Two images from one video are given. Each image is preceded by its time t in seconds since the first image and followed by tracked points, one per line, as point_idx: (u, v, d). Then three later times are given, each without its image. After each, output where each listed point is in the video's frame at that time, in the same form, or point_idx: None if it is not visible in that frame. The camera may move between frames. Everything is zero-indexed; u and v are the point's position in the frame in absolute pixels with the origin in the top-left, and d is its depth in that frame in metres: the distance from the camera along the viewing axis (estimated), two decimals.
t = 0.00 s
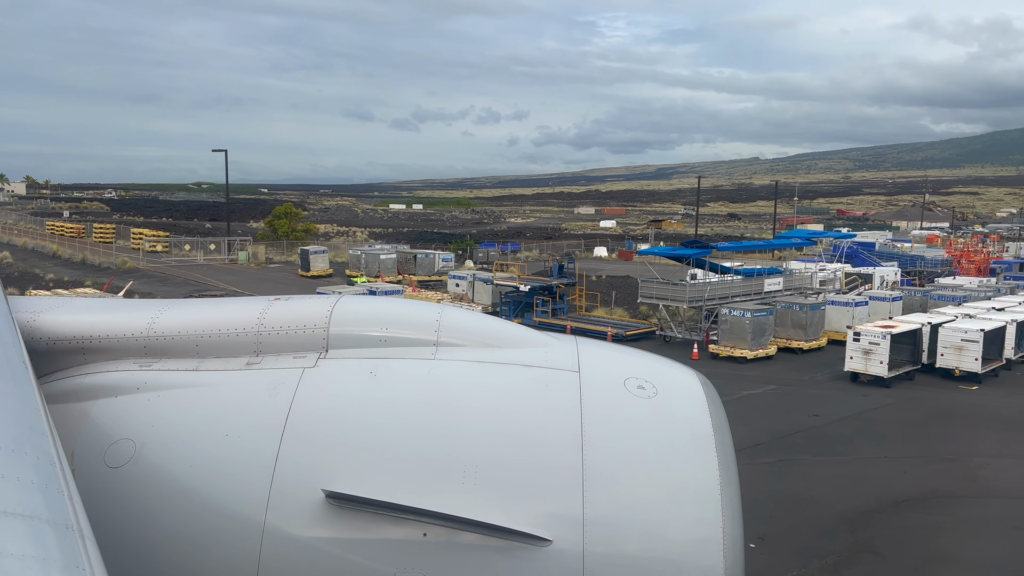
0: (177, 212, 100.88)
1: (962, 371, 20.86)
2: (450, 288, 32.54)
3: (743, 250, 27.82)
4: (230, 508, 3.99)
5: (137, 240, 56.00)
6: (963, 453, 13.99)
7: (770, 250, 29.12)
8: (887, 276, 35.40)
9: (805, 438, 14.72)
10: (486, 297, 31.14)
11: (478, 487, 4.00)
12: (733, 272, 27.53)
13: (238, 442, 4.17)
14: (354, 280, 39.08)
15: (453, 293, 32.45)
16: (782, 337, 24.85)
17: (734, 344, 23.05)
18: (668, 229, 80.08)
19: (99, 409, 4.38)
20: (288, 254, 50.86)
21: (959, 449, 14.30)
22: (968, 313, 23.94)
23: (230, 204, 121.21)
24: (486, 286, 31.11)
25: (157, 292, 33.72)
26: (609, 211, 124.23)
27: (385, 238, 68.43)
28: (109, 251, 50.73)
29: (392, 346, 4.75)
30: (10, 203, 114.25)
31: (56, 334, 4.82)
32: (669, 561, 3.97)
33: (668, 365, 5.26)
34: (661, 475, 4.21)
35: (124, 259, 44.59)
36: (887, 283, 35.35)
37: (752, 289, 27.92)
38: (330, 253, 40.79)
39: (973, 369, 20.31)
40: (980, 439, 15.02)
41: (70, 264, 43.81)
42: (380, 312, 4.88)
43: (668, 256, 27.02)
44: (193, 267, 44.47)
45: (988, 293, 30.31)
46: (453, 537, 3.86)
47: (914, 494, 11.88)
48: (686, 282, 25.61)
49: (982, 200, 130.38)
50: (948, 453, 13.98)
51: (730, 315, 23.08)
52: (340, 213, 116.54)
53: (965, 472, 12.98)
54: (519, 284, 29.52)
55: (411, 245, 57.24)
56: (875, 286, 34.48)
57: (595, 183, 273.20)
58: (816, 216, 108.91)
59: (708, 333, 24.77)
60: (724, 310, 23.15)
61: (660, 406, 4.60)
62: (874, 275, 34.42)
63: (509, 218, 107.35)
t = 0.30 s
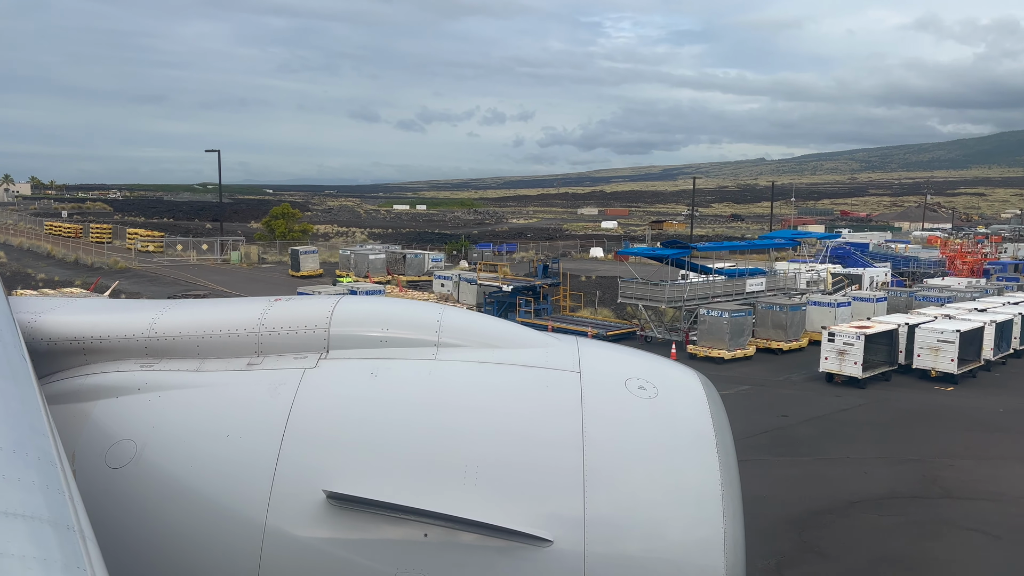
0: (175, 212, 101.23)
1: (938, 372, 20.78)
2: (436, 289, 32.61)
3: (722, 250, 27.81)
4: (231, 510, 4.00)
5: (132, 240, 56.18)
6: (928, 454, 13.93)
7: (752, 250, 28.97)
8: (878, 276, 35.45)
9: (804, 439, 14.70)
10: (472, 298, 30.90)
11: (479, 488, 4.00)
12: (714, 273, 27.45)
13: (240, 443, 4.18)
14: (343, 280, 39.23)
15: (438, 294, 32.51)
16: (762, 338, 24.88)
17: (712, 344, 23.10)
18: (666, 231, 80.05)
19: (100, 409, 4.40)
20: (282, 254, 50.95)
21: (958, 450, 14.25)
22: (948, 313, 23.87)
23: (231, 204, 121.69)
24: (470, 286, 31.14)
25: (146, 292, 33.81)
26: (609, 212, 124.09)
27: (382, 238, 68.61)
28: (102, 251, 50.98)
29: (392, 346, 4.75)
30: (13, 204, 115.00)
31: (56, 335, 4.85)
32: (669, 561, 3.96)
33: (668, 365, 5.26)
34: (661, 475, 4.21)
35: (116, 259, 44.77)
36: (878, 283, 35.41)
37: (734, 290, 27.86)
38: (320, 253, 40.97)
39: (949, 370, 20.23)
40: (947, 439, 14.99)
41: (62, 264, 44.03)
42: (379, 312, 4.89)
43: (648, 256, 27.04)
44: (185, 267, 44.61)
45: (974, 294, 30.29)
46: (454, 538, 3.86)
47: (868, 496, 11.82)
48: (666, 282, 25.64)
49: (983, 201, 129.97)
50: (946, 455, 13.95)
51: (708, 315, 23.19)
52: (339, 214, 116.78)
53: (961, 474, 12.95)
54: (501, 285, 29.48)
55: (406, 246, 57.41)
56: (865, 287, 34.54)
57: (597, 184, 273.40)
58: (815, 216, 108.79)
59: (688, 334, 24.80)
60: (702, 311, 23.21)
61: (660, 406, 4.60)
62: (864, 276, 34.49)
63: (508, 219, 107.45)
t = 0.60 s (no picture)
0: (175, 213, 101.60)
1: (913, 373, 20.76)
2: (420, 289, 32.63)
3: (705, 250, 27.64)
4: (233, 510, 4.01)
5: (126, 241, 56.43)
6: (886, 454, 13.93)
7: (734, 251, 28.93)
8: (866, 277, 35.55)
9: (802, 440, 14.68)
10: (456, 299, 30.31)
11: (479, 488, 4.00)
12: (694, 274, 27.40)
13: (242, 443, 4.18)
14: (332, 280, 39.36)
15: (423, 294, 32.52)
16: (741, 339, 24.88)
17: (689, 344, 23.14)
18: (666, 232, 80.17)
19: (101, 410, 4.42)
20: (274, 254, 51.04)
21: (955, 452, 14.23)
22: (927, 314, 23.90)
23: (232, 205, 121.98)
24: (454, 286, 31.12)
25: (134, 292, 33.97)
26: (611, 213, 124.07)
27: (378, 239, 68.79)
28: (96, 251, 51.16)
29: (393, 346, 4.76)
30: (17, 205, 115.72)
31: (58, 336, 4.86)
32: (669, 562, 3.95)
33: (669, 366, 5.26)
34: (661, 476, 4.21)
35: (108, 259, 44.93)
36: (866, 283, 35.47)
37: (715, 291, 27.86)
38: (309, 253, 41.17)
39: (924, 371, 20.27)
40: (911, 439, 15.04)
41: (54, 264, 44.20)
42: (379, 314, 4.90)
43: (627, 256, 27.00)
44: (176, 267, 44.78)
45: (958, 295, 30.25)
46: (454, 538, 3.87)
47: (823, 496, 11.83)
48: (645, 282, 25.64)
49: (985, 202, 129.51)
50: (942, 456, 13.93)
51: (685, 315, 23.23)
52: (341, 215, 116.99)
53: (954, 476, 12.93)
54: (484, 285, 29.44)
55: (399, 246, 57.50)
56: (853, 288, 34.53)
57: (600, 185, 273.29)
58: (815, 218, 108.61)
59: (666, 334, 24.79)
60: (680, 311, 23.26)
61: (661, 407, 4.59)
62: (852, 277, 34.49)
63: (509, 220, 107.53)
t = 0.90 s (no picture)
0: (174, 215, 101.97)
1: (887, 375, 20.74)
2: (404, 291, 32.63)
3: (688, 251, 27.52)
4: (234, 512, 4.01)
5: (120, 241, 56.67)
6: (847, 455, 13.96)
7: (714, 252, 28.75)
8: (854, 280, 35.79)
9: (800, 442, 14.67)
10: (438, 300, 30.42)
11: (481, 491, 4.00)
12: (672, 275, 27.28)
13: (244, 445, 4.19)
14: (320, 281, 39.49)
15: (407, 296, 32.52)
16: (720, 341, 24.93)
17: (666, 345, 23.19)
18: (667, 235, 80.48)
19: (103, 412, 4.43)
20: (266, 254, 51.16)
21: (953, 455, 14.21)
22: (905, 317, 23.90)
23: (235, 207, 122.95)
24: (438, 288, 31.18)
25: (121, 292, 34.12)
26: (612, 215, 124.11)
27: (375, 241, 68.92)
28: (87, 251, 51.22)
29: (394, 348, 4.77)
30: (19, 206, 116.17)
31: (59, 337, 4.88)
32: (671, 563, 3.95)
33: (670, 368, 5.26)
34: (662, 476, 4.20)
35: (98, 260, 45.01)
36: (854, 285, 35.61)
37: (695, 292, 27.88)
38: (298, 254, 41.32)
39: (897, 373, 20.23)
40: (880, 439, 15.10)
41: (45, 265, 44.30)
42: (380, 316, 4.91)
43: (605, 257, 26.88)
44: (166, 268, 44.96)
45: (941, 297, 30.43)
46: (455, 541, 3.86)
47: (776, 497, 11.87)
48: (623, 283, 25.58)
49: (987, 204, 129.15)
50: (939, 459, 13.93)
51: (662, 316, 23.32)
52: (343, 216, 117.35)
53: (943, 478, 12.93)
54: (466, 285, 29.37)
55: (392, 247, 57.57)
56: (840, 290, 34.77)
57: (602, 187, 273.27)
58: (815, 220, 108.45)
59: (644, 335, 24.78)
60: (658, 313, 23.33)
61: (662, 408, 4.59)
62: (838, 279, 34.82)
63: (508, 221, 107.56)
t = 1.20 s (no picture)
0: (174, 217, 102.38)
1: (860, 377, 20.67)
2: (386, 292, 32.69)
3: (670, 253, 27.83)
4: (236, 513, 4.02)
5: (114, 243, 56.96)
6: (806, 456, 13.99)
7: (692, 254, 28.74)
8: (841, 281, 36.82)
9: (797, 445, 14.67)
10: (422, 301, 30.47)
11: (482, 493, 3.99)
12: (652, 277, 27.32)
13: (247, 446, 4.20)
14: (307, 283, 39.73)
15: (390, 297, 32.54)
16: (698, 342, 25.08)
17: (642, 346, 23.28)
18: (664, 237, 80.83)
19: (105, 414, 4.44)
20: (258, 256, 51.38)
21: (947, 458, 14.22)
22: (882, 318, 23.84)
23: (235, 209, 123.36)
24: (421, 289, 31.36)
25: (106, 293, 34.24)
26: (613, 218, 124.24)
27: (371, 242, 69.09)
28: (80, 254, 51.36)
29: (396, 350, 4.77)
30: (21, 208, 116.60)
31: (61, 339, 4.90)
32: (672, 565, 3.94)
33: (670, 370, 5.25)
34: (663, 479, 4.20)
35: (88, 262, 45.14)
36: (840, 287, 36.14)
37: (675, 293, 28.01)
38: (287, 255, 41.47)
39: (870, 374, 20.13)
40: (863, 441, 15.14)
41: (36, 267, 44.46)
42: (382, 318, 4.91)
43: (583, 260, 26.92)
44: (156, 270, 45.14)
45: (923, 298, 30.63)
46: (455, 543, 3.86)
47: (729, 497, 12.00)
48: (600, 285, 25.66)
49: (988, 207, 128.95)
50: (932, 462, 13.94)
51: (638, 318, 23.41)
52: (343, 218, 117.75)
53: (937, 481, 12.95)
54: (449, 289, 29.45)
55: (385, 250, 57.84)
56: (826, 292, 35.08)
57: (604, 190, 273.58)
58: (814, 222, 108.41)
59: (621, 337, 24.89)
60: (633, 314, 23.44)
61: (664, 411, 4.59)
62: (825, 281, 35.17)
63: (508, 223, 107.70)
